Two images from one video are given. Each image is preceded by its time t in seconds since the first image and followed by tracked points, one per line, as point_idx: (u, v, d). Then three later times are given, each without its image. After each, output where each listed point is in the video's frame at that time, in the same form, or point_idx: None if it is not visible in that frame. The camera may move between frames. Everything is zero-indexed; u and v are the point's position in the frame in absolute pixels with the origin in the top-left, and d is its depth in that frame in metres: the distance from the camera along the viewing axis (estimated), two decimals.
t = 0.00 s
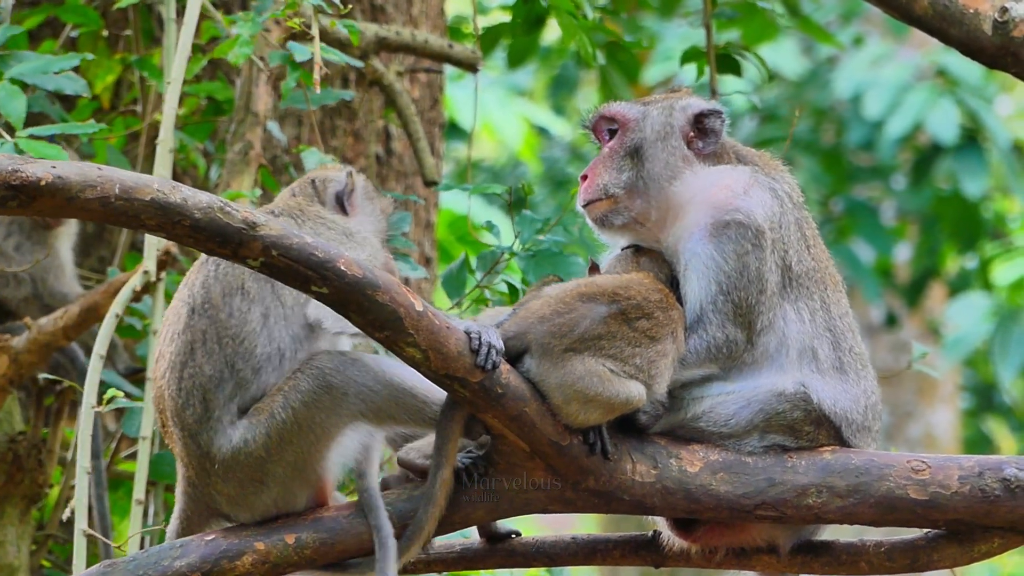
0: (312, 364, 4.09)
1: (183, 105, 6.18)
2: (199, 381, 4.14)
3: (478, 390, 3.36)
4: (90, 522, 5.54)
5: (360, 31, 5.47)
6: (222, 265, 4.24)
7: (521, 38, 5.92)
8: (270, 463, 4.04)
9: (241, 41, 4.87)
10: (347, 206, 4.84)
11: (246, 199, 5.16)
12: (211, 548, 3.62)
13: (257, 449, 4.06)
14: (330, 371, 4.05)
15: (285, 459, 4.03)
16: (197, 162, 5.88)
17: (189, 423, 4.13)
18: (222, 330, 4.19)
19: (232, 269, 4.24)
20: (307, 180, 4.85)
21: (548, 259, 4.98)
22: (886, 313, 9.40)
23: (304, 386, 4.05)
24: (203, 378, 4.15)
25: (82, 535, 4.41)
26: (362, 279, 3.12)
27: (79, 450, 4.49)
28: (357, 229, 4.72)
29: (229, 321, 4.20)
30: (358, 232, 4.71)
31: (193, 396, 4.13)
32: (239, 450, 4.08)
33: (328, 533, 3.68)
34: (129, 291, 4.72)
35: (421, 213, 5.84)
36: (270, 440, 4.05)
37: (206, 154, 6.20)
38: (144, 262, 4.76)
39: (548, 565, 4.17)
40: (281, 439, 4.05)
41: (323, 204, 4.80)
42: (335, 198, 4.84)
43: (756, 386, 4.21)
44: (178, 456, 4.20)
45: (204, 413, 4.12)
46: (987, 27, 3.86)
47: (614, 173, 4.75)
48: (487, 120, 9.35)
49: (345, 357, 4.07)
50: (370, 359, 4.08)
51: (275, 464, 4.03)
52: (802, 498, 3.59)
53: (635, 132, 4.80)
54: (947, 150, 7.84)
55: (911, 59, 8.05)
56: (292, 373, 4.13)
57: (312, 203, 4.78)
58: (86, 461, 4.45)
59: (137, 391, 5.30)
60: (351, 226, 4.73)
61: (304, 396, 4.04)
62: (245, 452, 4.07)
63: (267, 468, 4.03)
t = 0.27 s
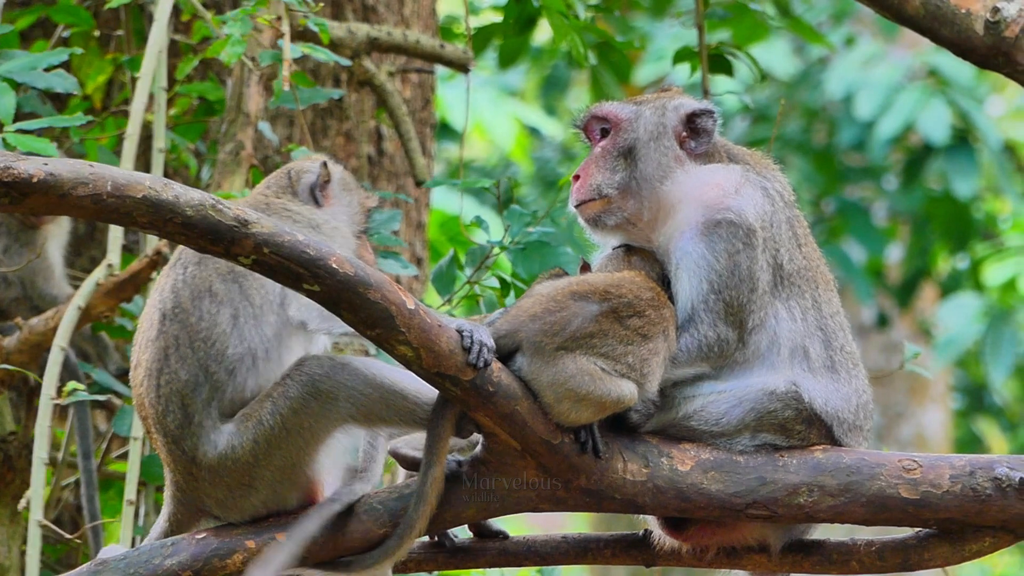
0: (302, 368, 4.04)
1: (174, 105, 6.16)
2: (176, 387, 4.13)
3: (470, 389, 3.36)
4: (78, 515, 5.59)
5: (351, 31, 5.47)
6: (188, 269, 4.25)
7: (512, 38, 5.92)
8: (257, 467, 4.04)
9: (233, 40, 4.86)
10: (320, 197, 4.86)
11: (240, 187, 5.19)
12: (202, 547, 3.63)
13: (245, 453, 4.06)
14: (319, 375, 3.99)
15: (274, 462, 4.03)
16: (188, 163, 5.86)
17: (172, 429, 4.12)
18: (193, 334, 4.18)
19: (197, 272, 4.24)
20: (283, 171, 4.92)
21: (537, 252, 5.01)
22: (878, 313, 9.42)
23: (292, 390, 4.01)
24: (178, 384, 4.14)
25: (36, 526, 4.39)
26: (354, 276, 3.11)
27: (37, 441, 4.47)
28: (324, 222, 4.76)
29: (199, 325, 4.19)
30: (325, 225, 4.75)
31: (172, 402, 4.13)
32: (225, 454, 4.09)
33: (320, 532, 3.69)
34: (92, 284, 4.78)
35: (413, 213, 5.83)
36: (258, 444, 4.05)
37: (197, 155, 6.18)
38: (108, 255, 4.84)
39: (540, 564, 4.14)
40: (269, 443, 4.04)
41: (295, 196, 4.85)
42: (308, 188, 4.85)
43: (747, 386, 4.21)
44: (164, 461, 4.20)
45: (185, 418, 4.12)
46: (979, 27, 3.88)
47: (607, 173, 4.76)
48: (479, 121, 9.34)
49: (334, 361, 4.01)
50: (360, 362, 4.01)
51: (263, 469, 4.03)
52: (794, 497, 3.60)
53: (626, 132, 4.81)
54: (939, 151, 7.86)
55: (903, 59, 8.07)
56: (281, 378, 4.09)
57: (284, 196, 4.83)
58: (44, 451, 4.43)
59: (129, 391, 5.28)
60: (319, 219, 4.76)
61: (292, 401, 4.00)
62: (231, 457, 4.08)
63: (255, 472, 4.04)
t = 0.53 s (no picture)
0: (262, 372, 3.94)
1: (133, 105, 6.06)
2: (140, 387, 4.07)
3: (428, 391, 3.31)
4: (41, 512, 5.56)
5: (311, 31, 5.40)
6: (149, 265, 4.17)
7: (472, 39, 5.88)
8: (219, 471, 3.95)
9: (191, 40, 4.78)
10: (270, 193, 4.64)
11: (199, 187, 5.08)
12: (161, 548, 3.55)
13: (207, 457, 3.96)
14: (278, 379, 3.91)
15: (236, 468, 3.95)
16: (148, 163, 5.76)
17: (136, 431, 4.06)
18: (155, 329, 4.11)
19: (157, 266, 4.14)
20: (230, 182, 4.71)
21: (497, 251, 4.97)
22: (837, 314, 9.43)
23: (251, 393, 3.94)
24: (143, 383, 4.07)
25: None
26: (313, 278, 3.05)
27: None
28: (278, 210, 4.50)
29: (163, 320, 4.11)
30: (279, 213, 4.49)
31: (138, 403, 4.06)
32: (188, 459, 3.99)
33: (278, 535, 3.65)
34: (25, 278, 4.68)
35: (373, 214, 5.77)
36: (219, 449, 3.95)
37: (157, 156, 6.08)
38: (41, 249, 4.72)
39: (499, 566, 4.10)
40: (230, 447, 3.95)
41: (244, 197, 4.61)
42: (258, 187, 4.64)
43: (706, 387, 4.19)
44: (126, 461, 4.15)
45: (150, 419, 4.05)
46: (938, 28, 3.89)
47: (568, 177, 4.73)
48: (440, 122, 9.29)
49: (294, 365, 3.92)
50: (320, 367, 3.93)
51: (226, 473, 3.94)
52: (753, 499, 3.58)
53: (586, 134, 4.78)
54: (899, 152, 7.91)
55: (862, 61, 8.12)
56: (242, 381, 4.00)
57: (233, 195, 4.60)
58: None
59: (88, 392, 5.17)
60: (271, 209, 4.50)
61: (253, 405, 3.93)
62: (194, 462, 3.97)
63: (217, 477, 3.95)
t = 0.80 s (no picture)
0: (241, 370, 3.87)
1: (107, 104, 6.00)
2: (114, 378, 4.04)
3: (404, 390, 3.28)
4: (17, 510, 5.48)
5: (285, 31, 5.36)
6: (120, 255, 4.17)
7: (446, 38, 5.85)
8: (196, 468, 3.92)
9: (165, 39, 4.73)
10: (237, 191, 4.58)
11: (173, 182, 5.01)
12: (137, 547, 3.57)
13: (184, 453, 3.93)
14: (258, 378, 3.85)
15: (212, 464, 3.92)
16: (122, 162, 5.70)
17: (112, 425, 4.00)
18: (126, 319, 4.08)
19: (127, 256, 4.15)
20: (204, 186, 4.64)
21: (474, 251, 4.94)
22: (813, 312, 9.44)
23: (230, 392, 3.87)
24: (115, 375, 4.05)
25: None
26: (288, 278, 3.01)
27: None
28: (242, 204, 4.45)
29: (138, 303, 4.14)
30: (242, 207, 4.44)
31: (111, 395, 4.02)
32: (165, 454, 3.96)
33: (255, 534, 3.59)
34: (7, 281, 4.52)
35: (347, 212, 5.73)
36: (196, 446, 3.92)
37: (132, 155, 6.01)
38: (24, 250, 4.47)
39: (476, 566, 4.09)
40: (207, 445, 3.91)
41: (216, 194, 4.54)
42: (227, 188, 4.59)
43: (682, 386, 4.18)
44: (101, 455, 4.09)
45: (125, 411, 4.01)
46: (913, 27, 3.90)
47: (543, 177, 4.71)
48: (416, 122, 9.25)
49: (274, 363, 3.86)
50: (299, 366, 3.86)
51: (203, 470, 3.92)
52: (729, 498, 3.58)
53: (561, 134, 4.77)
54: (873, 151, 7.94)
55: (836, 61, 8.14)
56: (219, 377, 3.93)
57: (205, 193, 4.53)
58: None
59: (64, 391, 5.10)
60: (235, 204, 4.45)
61: (232, 402, 3.87)
62: (171, 458, 3.95)
63: (194, 474, 3.93)
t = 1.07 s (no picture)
0: (225, 375, 3.81)
1: (101, 103, 5.98)
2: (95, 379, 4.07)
3: (398, 389, 3.28)
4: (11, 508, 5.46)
5: (279, 30, 5.35)
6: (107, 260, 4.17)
7: (440, 37, 5.84)
8: (179, 468, 3.90)
9: (159, 37, 4.72)
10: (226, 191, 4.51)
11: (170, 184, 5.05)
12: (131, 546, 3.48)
13: (166, 453, 3.91)
14: (243, 384, 3.79)
15: (195, 466, 3.88)
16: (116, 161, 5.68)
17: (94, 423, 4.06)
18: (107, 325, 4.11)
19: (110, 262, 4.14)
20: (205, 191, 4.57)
21: (464, 250, 4.91)
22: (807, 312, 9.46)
23: (213, 396, 3.82)
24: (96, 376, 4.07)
25: None
26: (283, 277, 3.01)
27: None
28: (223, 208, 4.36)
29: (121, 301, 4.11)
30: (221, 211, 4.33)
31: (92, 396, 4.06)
32: (148, 453, 3.95)
33: (248, 532, 3.50)
34: (31, 288, 4.45)
35: (341, 212, 5.72)
36: (178, 448, 3.89)
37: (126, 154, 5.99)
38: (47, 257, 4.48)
39: (469, 565, 4.07)
40: (190, 447, 3.88)
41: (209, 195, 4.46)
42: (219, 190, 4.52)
43: (676, 386, 4.18)
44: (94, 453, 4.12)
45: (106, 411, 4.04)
46: (907, 27, 3.91)
47: (539, 175, 4.71)
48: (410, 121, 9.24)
49: (261, 369, 3.80)
50: (288, 374, 3.80)
51: (185, 471, 3.89)
52: (723, 497, 3.58)
53: (557, 133, 4.77)
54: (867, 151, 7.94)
55: (830, 60, 8.13)
56: (206, 381, 3.89)
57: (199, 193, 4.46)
58: None
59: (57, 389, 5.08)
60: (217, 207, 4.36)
61: (214, 407, 3.82)
62: (152, 455, 3.94)
63: (177, 473, 3.91)
